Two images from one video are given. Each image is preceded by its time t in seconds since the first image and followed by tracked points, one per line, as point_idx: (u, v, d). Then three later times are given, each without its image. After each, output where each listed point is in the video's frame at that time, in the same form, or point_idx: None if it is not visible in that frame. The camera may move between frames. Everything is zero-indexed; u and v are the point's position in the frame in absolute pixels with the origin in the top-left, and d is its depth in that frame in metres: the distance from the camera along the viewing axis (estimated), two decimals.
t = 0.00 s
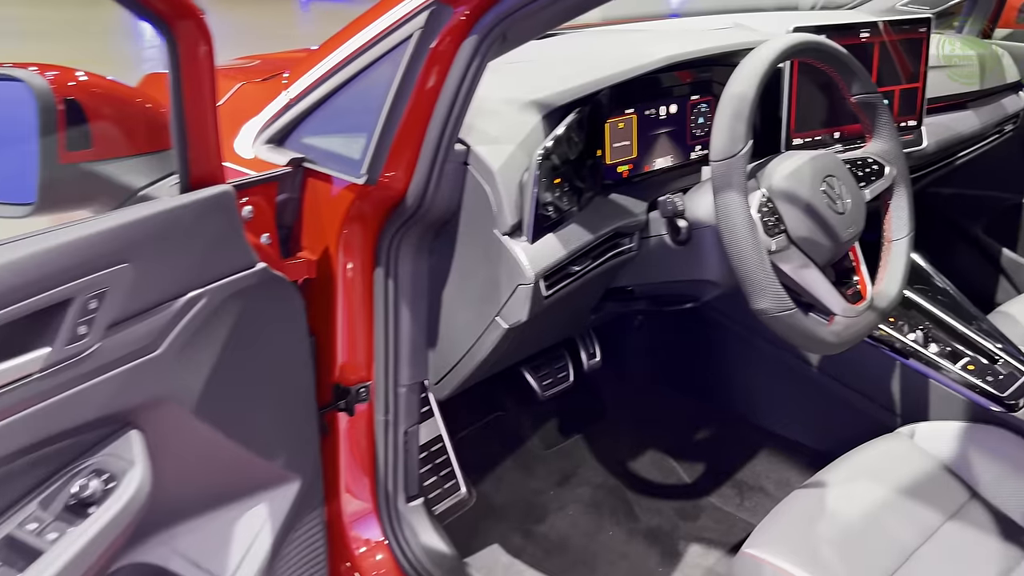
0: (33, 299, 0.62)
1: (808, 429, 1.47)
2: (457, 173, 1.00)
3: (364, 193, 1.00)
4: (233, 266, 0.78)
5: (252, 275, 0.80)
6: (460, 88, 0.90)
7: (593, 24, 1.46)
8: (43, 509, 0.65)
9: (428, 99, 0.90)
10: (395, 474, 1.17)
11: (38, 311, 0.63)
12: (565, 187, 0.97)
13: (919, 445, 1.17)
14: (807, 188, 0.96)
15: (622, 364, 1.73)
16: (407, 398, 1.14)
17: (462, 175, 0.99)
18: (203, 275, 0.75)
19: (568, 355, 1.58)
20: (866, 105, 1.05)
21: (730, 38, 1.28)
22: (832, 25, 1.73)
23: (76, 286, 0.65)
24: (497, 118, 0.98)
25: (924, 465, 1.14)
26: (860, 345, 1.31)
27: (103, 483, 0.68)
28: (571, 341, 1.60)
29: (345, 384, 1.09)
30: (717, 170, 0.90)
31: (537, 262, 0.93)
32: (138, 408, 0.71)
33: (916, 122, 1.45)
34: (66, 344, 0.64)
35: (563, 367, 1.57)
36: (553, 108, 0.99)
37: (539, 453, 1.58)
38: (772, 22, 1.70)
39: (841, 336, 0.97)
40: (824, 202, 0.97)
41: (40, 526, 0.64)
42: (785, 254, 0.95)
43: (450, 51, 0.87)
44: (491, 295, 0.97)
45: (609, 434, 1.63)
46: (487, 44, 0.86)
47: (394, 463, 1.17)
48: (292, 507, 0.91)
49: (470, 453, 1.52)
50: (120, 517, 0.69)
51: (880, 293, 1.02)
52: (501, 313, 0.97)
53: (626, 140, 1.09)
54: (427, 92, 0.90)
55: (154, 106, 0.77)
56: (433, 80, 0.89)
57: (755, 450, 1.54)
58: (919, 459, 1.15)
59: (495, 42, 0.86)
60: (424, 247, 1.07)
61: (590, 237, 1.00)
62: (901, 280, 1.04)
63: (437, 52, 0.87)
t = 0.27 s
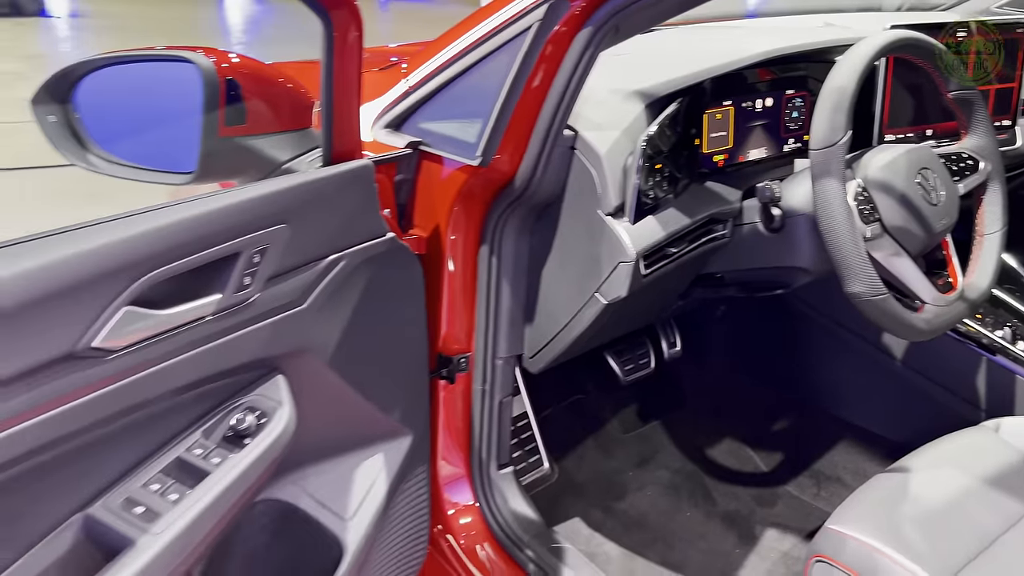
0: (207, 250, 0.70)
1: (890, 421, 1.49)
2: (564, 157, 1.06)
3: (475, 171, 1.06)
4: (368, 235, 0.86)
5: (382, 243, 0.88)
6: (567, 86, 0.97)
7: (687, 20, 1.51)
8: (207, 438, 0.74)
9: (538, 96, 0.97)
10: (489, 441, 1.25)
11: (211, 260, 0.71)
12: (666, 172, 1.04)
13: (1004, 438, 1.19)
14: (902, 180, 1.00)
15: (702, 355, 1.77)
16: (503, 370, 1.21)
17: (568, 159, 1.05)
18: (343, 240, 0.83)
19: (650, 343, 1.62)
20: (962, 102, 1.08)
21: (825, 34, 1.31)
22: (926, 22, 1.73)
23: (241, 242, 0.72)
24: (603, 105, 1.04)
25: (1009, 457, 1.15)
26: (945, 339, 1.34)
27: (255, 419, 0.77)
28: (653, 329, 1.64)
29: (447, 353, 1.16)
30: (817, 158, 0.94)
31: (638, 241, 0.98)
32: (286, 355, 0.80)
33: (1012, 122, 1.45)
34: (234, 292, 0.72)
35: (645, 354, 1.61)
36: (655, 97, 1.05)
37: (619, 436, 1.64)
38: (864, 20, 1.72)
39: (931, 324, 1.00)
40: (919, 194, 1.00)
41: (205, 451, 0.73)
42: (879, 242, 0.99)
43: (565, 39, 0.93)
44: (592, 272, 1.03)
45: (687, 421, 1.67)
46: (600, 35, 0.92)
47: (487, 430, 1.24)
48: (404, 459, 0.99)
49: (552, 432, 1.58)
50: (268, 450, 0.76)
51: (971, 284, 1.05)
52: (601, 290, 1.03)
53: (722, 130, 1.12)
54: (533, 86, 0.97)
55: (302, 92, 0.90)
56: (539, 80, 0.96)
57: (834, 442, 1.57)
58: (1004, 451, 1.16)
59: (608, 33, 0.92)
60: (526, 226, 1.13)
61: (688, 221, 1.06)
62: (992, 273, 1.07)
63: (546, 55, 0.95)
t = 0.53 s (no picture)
0: (328, 217, 0.75)
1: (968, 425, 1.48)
2: (652, 147, 1.10)
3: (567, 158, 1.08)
4: (467, 212, 0.91)
5: (480, 220, 0.93)
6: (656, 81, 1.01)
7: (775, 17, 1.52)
8: (317, 391, 0.80)
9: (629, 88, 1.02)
10: (564, 420, 1.30)
11: (332, 227, 0.76)
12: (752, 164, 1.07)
13: None
14: (992, 177, 1.01)
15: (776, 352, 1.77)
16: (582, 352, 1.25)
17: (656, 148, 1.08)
18: (445, 216, 0.88)
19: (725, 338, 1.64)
20: None
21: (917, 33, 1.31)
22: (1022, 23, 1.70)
23: (359, 212, 0.77)
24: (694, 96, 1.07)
25: None
26: None
27: (361, 376, 0.82)
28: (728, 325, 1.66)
29: (528, 334, 1.20)
30: (905, 153, 0.96)
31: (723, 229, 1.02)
32: (389, 320, 0.86)
33: None
34: (349, 258, 0.78)
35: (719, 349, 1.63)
36: (745, 92, 1.07)
37: (690, 429, 1.65)
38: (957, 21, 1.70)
39: (1016, 322, 1.00)
40: (1007, 192, 1.02)
41: (316, 402, 0.79)
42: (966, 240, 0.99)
43: (660, 30, 0.97)
44: (676, 258, 1.06)
45: (759, 417, 1.68)
46: (695, 29, 0.96)
47: (564, 409, 1.29)
48: (487, 429, 1.04)
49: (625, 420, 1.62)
50: (372, 405, 0.82)
51: None
52: (683, 276, 1.06)
53: (809, 126, 1.15)
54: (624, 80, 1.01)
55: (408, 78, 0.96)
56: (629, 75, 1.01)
57: (909, 444, 1.56)
58: None
59: (702, 27, 0.96)
60: (611, 213, 1.17)
61: (773, 213, 1.09)
62: None
63: (638, 52, 0.99)
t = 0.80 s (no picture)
0: (418, 187, 0.79)
1: None
2: (732, 136, 1.11)
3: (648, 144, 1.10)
4: (548, 191, 0.95)
5: (560, 199, 0.97)
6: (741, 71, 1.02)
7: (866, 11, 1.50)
8: (400, 351, 0.85)
9: (713, 78, 1.03)
10: (633, 405, 1.32)
11: (421, 196, 0.80)
12: (833, 155, 1.08)
13: None
14: None
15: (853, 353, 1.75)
16: (653, 338, 1.27)
17: (737, 136, 1.09)
18: (527, 193, 0.92)
19: (801, 336, 1.63)
20: None
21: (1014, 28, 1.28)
22: None
23: (445, 183, 0.82)
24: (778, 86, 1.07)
25: None
26: None
27: (441, 340, 0.86)
28: (804, 323, 1.65)
29: (601, 317, 1.22)
30: (995, 147, 0.95)
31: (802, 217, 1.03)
32: (468, 290, 0.90)
33: None
34: (435, 227, 0.82)
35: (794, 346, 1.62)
36: (830, 83, 1.07)
37: (761, 425, 1.64)
38: None
39: None
40: None
41: (399, 362, 0.84)
42: None
43: (746, 20, 0.98)
44: (753, 246, 1.07)
45: (832, 417, 1.67)
46: (781, 18, 0.97)
47: (633, 394, 1.31)
48: (558, 403, 1.07)
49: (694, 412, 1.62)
50: (451, 367, 0.86)
51: None
52: (759, 264, 1.07)
53: (896, 121, 1.14)
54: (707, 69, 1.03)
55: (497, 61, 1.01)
56: (713, 66, 1.02)
57: (988, 452, 1.53)
58: None
59: (789, 16, 0.97)
60: (689, 201, 1.19)
61: (854, 204, 1.09)
62: None
63: (723, 42, 1.01)
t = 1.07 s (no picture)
0: (485, 165, 0.84)
1: None
2: (799, 128, 1.13)
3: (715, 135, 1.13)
4: (611, 176, 0.99)
5: (624, 184, 1.00)
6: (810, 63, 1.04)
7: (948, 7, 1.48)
8: (464, 320, 0.90)
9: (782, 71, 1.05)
10: (691, 394, 1.34)
11: (488, 174, 0.85)
12: (901, 150, 1.08)
13: None
14: None
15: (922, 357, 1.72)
16: (714, 327, 1.29)
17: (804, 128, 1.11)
18: (591, 177, 0.96)
19: (868, 337, 1.63)
20: None
21: None
22: None
23: (512, 162, 0.86)
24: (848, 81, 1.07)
25: None
26: None
27: (503, 312, 0.91)
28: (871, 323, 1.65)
29: (663, 305, 1.24)
30: None
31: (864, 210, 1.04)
32: (530, 268, 0.94)
33: None
34: (500, 205, 0.87)
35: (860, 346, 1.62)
36: (901, 78, 1.08)
37: (823, 423, 1.63)
38: None
39: None
40: None
41: (462, 329, 0.89)
42: None
43: (817, 14, 1.00)
44: (815, 237, 1.09)
45: (896, 418, 1.65)
46: (852, 13, 0.99)
47: (691, 382, 1.33)
48: (614, 383, 1.11)
49: (755, 406, 1.63)
50: (512, 337, 0.90)
51: None
52: (820, 256, 1.09)
53: (969, 118, 1.15)
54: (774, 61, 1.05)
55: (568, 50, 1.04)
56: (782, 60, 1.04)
57: None
58: None
59: (860, 11, 0.98)
60: (754, 192, 1.21)
61: (920, 200, 1.10)
62: None
63: (792, 36, 1.02)
